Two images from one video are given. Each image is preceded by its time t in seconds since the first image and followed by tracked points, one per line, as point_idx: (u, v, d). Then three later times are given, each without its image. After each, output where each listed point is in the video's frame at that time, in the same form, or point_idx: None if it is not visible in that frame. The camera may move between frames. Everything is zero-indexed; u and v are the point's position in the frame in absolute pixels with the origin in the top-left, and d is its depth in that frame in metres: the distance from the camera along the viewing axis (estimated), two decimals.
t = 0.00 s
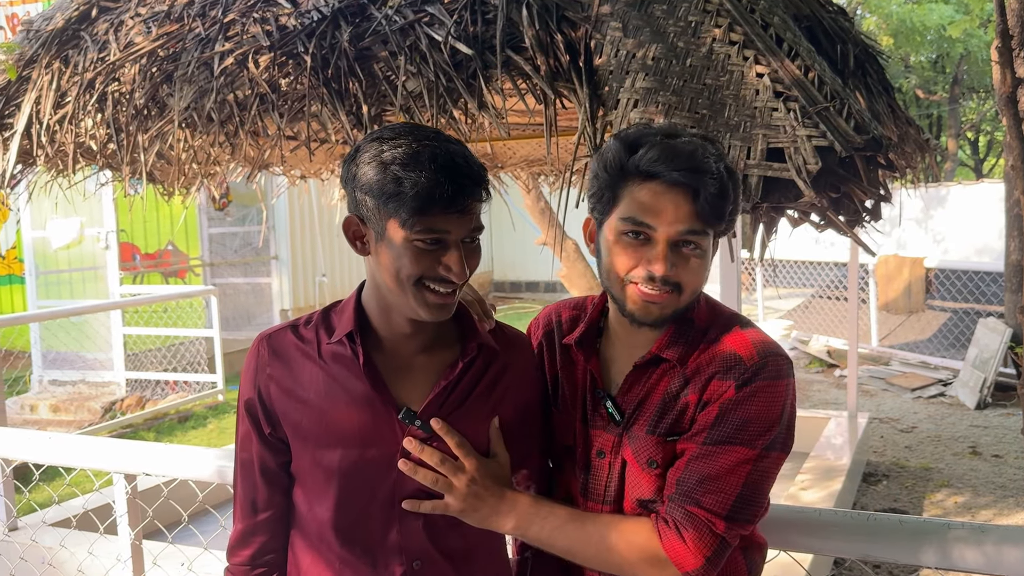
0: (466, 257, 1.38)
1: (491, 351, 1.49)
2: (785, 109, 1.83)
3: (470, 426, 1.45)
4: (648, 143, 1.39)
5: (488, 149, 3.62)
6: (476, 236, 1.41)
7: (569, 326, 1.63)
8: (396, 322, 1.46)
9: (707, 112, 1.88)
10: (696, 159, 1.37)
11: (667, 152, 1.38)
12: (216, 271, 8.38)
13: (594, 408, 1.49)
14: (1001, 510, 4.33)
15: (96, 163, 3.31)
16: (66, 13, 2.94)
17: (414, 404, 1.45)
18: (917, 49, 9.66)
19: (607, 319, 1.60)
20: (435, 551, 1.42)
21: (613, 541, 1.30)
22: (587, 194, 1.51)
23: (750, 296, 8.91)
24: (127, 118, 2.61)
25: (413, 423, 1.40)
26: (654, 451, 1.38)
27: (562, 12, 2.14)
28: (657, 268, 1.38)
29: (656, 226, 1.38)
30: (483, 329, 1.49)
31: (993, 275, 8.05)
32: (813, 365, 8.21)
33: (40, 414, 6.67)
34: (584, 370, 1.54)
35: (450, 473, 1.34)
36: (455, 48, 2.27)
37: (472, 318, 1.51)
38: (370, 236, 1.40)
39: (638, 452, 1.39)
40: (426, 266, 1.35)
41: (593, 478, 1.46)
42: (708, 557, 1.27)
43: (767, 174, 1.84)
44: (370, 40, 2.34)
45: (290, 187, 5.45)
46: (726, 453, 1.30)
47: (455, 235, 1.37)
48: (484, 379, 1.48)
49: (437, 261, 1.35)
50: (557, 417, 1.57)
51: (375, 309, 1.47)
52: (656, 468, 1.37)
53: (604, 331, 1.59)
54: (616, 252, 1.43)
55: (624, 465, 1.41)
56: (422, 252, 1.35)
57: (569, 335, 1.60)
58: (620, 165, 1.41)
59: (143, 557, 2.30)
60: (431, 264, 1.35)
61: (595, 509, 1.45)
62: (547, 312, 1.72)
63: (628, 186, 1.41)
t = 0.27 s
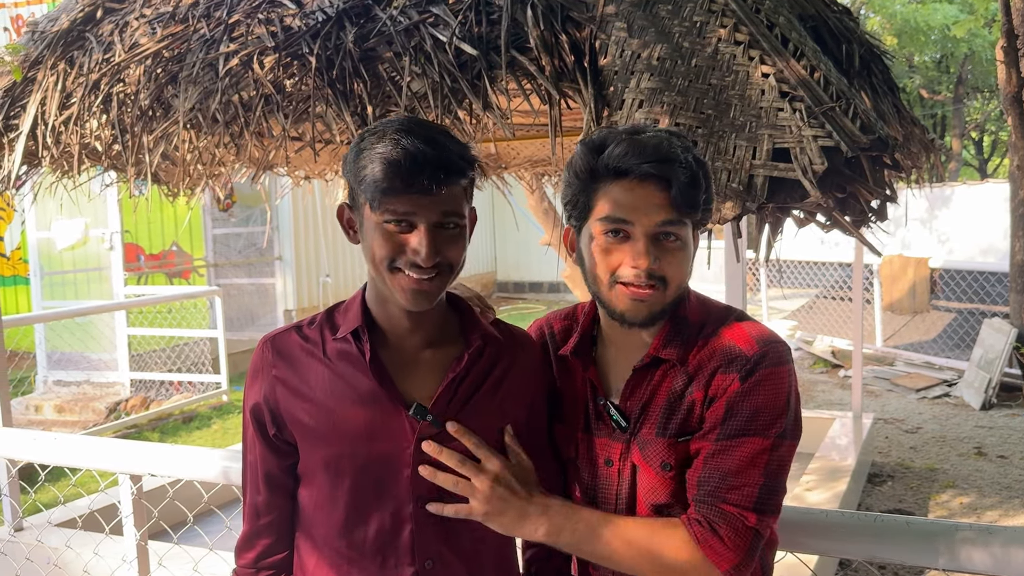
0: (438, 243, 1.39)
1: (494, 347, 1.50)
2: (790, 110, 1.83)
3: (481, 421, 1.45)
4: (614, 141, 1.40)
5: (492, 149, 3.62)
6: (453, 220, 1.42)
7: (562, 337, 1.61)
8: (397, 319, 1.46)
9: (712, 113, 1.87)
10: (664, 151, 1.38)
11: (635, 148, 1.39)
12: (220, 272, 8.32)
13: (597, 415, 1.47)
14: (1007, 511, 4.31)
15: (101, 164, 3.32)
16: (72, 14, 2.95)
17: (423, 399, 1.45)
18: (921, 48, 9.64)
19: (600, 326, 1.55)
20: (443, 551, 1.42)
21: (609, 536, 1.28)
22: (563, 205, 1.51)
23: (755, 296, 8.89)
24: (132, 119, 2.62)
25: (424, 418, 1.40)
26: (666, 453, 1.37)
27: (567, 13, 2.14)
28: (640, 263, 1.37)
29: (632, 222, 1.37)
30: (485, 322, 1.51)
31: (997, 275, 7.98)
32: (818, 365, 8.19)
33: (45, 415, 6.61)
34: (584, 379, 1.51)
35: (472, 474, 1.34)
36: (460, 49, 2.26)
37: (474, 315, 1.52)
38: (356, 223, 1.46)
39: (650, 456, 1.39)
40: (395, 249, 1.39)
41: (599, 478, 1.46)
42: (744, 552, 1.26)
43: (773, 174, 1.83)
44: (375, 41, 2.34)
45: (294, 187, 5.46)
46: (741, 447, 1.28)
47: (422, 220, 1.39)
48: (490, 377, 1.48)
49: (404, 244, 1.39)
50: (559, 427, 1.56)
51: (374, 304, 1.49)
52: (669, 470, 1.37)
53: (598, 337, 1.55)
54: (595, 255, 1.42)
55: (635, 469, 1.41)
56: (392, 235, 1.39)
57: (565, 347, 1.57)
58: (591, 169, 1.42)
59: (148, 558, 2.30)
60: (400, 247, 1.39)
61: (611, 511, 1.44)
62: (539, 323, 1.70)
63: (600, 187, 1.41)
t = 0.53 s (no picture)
0: (387, 253, 1.38)
1: (498, 348, 1.50)
2: (795, 111, 1.83)
3: (485, 425, 1.44)
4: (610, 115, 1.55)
5: (496, 150, 3.62)
6: (404, 228, 1.39)
7: (573, 316, 1.64)
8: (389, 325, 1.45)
9: (716, 114, 1.88)
10: (652, 121, 1.51)
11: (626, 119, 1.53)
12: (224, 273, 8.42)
13: (602, 387, 1.50)
14: (1012, 512, 4.31)
15: (106, 166, 3.34)
16: (77, 16, 2.96)
17: (423, 404, 1.45)
18: (925, 48, 9.63)
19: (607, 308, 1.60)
20: (447, 555, 1.42)
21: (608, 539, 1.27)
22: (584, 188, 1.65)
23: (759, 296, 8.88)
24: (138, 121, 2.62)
25: (423, 424, 1.40)
26: (703, 420, 1.44)
27: (570, 14, 2.14)
28: (614, 218, 1.48)
29: (615, 183, 1.50)
30: (485, 324, 1.49)
31: (1002, 275, 7.99)
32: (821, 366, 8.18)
33: (50, 415, 6.63)
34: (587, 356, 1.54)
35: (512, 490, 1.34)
36: (464, 50, 2.26)
37: (473, 317, 1.51)
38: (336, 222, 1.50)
39: (685, 424, 1.45)
40: (353, 263, 1.41)
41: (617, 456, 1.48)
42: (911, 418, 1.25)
43: (777, 175, 1.84)
44: (380, 42, 2.34)
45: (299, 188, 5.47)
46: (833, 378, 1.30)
47: (369, 229, 1.38)
48: (491, 379, 1.47)
49: (357, 256, 1.40)
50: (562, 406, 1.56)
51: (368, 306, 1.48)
52: (708, 435, 1.44)
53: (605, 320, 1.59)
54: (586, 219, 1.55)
55: (667, 439, 1.45)
56: (348, 250, 1.41)
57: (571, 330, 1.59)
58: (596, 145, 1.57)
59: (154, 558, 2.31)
60: (355, 260, 1.41)
61: (632, 484, 1.47)
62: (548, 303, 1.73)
63: (599, 157, 1.55)
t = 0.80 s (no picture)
0: (351, 254, 1.33)
1: (497, 349, 1.48)
2: (796, 112, 1.83)
3: (481, 425, 1.43)
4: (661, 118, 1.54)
5: (498, 151, 3.62)
6: (365, 229, 1.33)
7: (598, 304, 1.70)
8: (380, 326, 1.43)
9: (717, 115, 1.88)
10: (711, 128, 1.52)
11: (679, 123, 1.53)
12: (227, 274, 8.51)
13: (625, 365, 1.57)
14: (1015, 513, 4.30)
15: (110, 167, 3.36)
16: (80, 18, 2.97)
17: (416, 405, 1.44)
18: (928, 48, 9.62)
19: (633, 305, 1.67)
20: (445, 556, 1.41)
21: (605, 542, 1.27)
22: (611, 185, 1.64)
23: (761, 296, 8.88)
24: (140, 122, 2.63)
25: (417, 424, 1.40)
26: (720, 388, 1.52)
27: (572, 16, 2.14)
28: (684, 224, 1.47)
29: (678, 189, 1.50)
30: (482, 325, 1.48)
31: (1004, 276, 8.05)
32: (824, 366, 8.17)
33: (54, 416, 6.66)
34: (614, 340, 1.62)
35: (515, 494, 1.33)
36: (465, 52, 2.27)
37: (472, 318, 1.49)
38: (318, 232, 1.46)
39: (702, 393, 1.52)
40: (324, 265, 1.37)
41: (630, 427, 1.55)
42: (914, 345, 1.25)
43: (778, 176, 1.83)
44: (381, 44, 2.35)
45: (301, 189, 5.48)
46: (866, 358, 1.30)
47: (334, 231, 1.34)
48: (489, 381, 1.46)
49: (326, 258, 1.36)
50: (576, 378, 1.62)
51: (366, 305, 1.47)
52: (725, 403, 1.51)
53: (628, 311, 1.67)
54: (642, 222, 1.53)
55: (686, 408, 1.52)
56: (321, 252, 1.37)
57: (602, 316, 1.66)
58: (641, 144, 1.54)
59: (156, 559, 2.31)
60: (325, 262, 1.36)
61: (648, 456, 1.53)
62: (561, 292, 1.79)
63: (650, 159, 1.53)
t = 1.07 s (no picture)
0: (335, 261, 1.33)
1: (500, 357, 1.48)
2: (796, 113, 1.84)
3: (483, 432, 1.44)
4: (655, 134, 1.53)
5: (499, 151, 3.62)
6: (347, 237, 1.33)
7: (597, 325, 1.68)
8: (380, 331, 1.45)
9: (718, 116, 1.88)
10: (705, 141, 1.52)
11: (674, 138, 1.52)
12: (230, 275, 8.51)
13: (650, 391, 1.56)
14: (1018, 513, 4.29)
15: (112, 168, 3.37)
16: (83, 19, 2.98)
17: (418, 410, 1.45)
18: (931, 48, 9.60)
19: (637, 318, 1.68)
20: (442, 560, 1.42)
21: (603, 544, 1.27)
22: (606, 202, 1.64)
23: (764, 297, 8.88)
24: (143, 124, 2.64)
25: (419, 430, 1.40)
26: (755, 420, 1.53)
27: (573, 16, 2.14)
28: (689, 247, 1.48)
29: (679, 210, 1.50)
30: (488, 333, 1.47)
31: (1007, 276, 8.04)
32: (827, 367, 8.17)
33: (57, 416, 6.66)
34: (626, 361, 1.59)
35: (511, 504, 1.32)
36: (467, 53, 2.27)
37: (478, 325, 1.50)
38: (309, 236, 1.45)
39: (737, 425, 1.54)
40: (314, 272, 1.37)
41: (659, 453, 1.55)
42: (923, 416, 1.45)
43: (778, 177, 1.84)
44: (383, 45, 2.35)
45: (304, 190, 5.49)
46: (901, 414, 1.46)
47: (322, 236, 1.34)
48: (492, 388, 1.46)
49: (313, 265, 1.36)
50: (594, 402, 1.62)
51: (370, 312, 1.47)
52: (759, 435, 1.52)
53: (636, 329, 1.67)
54: (646, 244, 1.53)
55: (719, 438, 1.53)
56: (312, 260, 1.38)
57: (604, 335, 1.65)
58: (635, 162, 1.54)
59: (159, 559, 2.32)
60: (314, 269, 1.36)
61: (676, 483, 1.54)
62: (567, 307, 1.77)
63: (647, 177, 1.53)
